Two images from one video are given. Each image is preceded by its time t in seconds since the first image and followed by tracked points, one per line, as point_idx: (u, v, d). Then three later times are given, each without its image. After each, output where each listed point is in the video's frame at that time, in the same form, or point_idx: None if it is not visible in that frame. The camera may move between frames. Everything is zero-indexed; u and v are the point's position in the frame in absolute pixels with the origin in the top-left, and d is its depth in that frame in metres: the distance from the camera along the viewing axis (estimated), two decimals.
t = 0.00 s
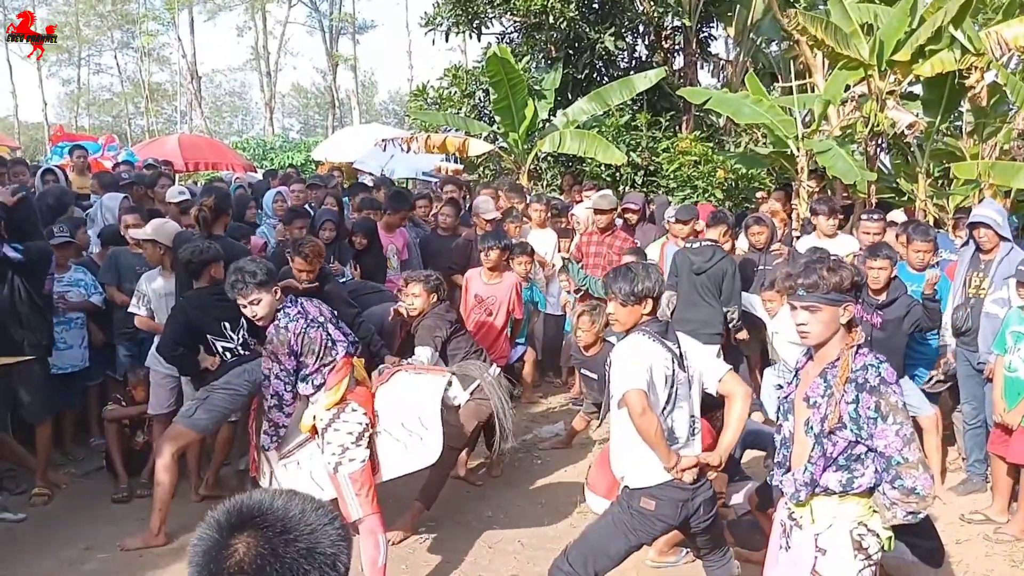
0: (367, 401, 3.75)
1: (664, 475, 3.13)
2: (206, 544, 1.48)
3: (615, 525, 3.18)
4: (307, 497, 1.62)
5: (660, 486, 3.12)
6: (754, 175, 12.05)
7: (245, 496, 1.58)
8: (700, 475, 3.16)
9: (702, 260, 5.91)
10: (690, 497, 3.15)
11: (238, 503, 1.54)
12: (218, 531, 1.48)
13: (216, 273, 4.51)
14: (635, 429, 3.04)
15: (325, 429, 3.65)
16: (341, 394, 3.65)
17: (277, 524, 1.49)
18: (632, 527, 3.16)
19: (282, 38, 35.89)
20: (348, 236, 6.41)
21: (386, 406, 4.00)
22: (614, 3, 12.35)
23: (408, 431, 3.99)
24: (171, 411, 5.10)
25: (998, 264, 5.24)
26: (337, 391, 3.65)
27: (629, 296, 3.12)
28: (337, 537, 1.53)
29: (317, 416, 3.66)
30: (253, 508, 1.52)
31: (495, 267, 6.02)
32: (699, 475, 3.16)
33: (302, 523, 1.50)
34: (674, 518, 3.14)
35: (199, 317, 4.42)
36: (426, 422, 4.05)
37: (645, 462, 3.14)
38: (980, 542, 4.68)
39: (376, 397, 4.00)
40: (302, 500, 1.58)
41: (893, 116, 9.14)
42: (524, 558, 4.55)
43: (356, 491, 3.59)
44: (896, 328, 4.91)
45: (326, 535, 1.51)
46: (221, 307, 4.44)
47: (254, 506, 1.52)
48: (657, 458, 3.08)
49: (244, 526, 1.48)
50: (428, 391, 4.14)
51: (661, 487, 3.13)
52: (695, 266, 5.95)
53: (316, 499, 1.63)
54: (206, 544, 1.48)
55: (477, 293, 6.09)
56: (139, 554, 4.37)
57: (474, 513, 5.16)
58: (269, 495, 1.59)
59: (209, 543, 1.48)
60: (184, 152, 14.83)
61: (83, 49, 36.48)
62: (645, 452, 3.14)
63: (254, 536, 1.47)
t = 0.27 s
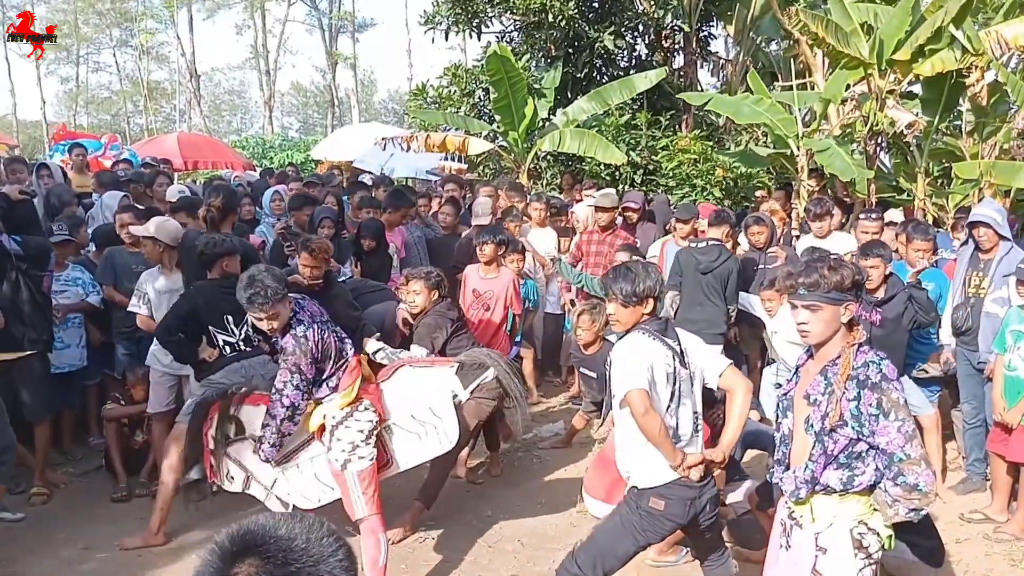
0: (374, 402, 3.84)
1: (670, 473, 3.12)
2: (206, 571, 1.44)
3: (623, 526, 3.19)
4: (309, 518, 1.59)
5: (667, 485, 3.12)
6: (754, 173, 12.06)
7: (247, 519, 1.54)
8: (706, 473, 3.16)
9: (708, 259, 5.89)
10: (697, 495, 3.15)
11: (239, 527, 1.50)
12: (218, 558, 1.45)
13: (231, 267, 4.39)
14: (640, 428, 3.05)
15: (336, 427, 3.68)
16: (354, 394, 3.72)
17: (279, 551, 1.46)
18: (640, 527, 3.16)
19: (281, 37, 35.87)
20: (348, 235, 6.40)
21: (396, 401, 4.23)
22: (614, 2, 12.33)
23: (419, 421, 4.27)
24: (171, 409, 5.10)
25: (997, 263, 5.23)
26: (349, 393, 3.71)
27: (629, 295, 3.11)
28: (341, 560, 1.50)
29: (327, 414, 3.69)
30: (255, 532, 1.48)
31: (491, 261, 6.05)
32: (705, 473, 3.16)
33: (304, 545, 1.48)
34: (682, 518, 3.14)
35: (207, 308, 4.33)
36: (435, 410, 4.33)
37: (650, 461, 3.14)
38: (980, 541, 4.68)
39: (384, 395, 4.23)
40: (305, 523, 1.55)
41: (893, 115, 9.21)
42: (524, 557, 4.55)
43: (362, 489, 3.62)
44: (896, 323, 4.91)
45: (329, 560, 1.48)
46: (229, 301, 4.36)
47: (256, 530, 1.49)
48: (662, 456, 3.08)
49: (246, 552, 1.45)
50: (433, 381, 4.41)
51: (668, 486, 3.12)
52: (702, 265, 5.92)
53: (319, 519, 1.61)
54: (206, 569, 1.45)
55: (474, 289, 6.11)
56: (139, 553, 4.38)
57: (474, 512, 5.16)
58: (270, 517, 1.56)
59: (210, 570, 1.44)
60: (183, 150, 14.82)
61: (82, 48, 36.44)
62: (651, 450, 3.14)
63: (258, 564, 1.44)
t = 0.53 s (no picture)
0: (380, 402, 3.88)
1: (674, 477, 3.12)
2: (218, 566, 1.48)
3: (629, 529, 3.18)
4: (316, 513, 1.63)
5: (672, 489, 3.12)
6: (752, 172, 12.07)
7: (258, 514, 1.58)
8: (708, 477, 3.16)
9: (710, 258, 5.90)
10: (700, 497, 3.15)
11: (251, 522, 1.55)
12: (229, 552, 1.49)
13: (242, 263, 4.40)
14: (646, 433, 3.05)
15: (344, 422, 3.68)
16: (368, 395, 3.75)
17: (288, 546, 1.50)
18: (644, 530, 3.16)
19: (280, 35, 35.85)
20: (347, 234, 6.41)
21: (405, 396, 4.53)
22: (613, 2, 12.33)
23: (429, 412, 4.58)
24: (171, 407, 5.12)
25: (995, 262, 5.24)
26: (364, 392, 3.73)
27: (627, 298, 3.10)
28: (347, 556, 1.55)
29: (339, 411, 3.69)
30: (265, 527, 1.53)
31: (488, 258, 6.05)
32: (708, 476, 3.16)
33: (313, 539, 1.52)
34: (685, 519, 3.15)
35: (213, 302, 4.35)
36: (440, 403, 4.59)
37: (655, 465, 3.14)
38: (979, 539, 4.69)
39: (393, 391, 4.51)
40: (314, 517, 1.60)
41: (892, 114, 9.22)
42: (523, 555, 4.56)
43: (358, 485, 3.64)
44: (896, 319, 4.92)
45: (339, 552, 1.53)
46: (234, 297, 4.36)
47: (267, 525, 1.54)
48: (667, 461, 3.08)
49: (257, 547, 1.49)
50: (436, 379, 4.60)
51: (673, 489, 3.13)
52: (705, 264, 5.91)
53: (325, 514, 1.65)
54: (218, 562, 1.49)
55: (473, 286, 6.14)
56: (138, 551, 4.39)
57: (473, 510, 5.17)
58: (281, 512, 1.61)
59: (220, 566, 1.48)
60: (182, 148, 14.82)
61: (80, 47, 36.40)
62: (655, 455, 3.14)
63: (269, 558, 1.49)
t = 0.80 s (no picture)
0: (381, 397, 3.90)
1: (668, 480, 3.12)
2: (215, 566, 1.45)
3: (621, 529, 3.18)
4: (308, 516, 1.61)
5: (664, 491, 3.12)
6: (750, 171, 12.07)
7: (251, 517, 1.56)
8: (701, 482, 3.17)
9: (711, 256, 5.90)
10: (693, 500, 3.16)
11: (245, 524, 1.53)
12: (226, 552, 1.47)
13: (249, 261, 4.40)
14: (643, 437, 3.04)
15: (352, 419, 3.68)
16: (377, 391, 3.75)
17: (284, 543, 1.47)
18: (636, 532, 3.16)
19: (277, 33, 35.81)
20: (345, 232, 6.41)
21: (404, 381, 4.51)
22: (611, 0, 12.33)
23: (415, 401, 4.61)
24: (172, 405, 5.15)
25: (993, 260, 5.25)
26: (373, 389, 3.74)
27: (628, 299, 3.09)
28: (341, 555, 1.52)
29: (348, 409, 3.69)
30: (258, 527, 1.51)
31: (487, 255, 6.06)
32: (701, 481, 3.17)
33: (307, 536, 1.50)
34: (676, 522, 3.15)
35: (214, 300, 4.37)
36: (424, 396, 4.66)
37: (650, 468, 3.14)
38: (977, 537, 4.70)
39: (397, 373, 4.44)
40: (307, 518, 1.58)
41: (891, 113, 9.27)
42: (521, 553, 4.57)
43: (359, 478, 3.67)
44: (902, 315, 4.95)
45: (333, 550, 1.51)
46: (236, 295, 4.37)
47: (260, 525, 1.52)
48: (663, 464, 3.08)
49: (253, 546, 1.47)
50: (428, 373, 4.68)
51: (667, 491, 3.13)
52: (705, 261, 5.92)
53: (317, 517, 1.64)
54: (215, 564, 1.46)
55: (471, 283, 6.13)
56: (135, 550, 4.38)
57: (471, 508, 5.17)
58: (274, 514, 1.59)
59: (217, 565, 1.45)
60: (179, 146, 14.80)
61: (77, 45, 36.32)
62: (650, 458, 3.13)
63: (265, 556, 1.46)
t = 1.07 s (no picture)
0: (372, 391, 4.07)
1: (672, 476, 3.13)
2: (221, 565, 1.45)
3: (626, 526, 3.18)
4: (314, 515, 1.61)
5: (668, 487, 3.13)
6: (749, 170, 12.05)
7: (258, 515, 1.56)
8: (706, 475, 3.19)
9: (709, 253, 5.92)
10: (696, 496, 3.16)
11: (252, 522, 1.53)
12: (233, 549, 1.46)
13: (250, 260, 4.36)
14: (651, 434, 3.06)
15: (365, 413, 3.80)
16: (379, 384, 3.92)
17: (292, 540, 1.47)
18: (640, 529, 3.16)
19: (274, 31, 35.80)
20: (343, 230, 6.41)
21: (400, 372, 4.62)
22: None
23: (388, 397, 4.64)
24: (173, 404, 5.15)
25: (991, 258, 5.25)
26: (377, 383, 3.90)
27: (626, 299, 3.08)
28: (348, 554, 1.51)
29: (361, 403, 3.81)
30: (264, 525, 1.51)
31: (485, 252, 6.06)
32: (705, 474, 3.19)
33: (313, 535, 1.49)
34: (680, 517, 3.15)
35: (216, 297, 4.35)
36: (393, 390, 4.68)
37: (654, 465, 3.14)
38: (975, 535, 4.71)
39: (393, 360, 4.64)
40: (313, 517, 1.58)
41: (887, 112, 9.24)
42: (519, 551, 4.57)
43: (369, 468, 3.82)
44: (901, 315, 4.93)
45: (340, 549, 1.51)
46: (238, 293, 4.34)
47: (267, 523, 1.51)
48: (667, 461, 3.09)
49: (260, 545, 1.46)
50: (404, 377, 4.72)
51: (670, 487, 3.13)
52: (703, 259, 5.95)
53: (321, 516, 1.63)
54: (221, 562, 1.46)
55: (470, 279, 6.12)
56: (131, 548, 4.37)
57: (469, 506, 5.17)
58: (281, 513, 1.59)
59: (224, 563, 1.45)
60: (177, 144, 14.80)
61: (74, 43, 36.26)
62: (655, 455, 3.14)
63: (272, 556, 1.45)
